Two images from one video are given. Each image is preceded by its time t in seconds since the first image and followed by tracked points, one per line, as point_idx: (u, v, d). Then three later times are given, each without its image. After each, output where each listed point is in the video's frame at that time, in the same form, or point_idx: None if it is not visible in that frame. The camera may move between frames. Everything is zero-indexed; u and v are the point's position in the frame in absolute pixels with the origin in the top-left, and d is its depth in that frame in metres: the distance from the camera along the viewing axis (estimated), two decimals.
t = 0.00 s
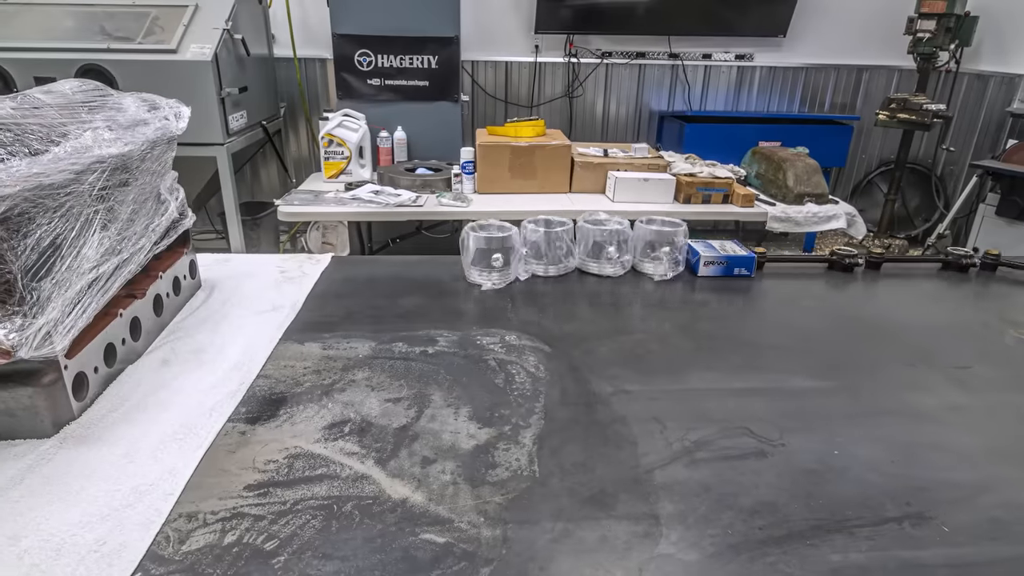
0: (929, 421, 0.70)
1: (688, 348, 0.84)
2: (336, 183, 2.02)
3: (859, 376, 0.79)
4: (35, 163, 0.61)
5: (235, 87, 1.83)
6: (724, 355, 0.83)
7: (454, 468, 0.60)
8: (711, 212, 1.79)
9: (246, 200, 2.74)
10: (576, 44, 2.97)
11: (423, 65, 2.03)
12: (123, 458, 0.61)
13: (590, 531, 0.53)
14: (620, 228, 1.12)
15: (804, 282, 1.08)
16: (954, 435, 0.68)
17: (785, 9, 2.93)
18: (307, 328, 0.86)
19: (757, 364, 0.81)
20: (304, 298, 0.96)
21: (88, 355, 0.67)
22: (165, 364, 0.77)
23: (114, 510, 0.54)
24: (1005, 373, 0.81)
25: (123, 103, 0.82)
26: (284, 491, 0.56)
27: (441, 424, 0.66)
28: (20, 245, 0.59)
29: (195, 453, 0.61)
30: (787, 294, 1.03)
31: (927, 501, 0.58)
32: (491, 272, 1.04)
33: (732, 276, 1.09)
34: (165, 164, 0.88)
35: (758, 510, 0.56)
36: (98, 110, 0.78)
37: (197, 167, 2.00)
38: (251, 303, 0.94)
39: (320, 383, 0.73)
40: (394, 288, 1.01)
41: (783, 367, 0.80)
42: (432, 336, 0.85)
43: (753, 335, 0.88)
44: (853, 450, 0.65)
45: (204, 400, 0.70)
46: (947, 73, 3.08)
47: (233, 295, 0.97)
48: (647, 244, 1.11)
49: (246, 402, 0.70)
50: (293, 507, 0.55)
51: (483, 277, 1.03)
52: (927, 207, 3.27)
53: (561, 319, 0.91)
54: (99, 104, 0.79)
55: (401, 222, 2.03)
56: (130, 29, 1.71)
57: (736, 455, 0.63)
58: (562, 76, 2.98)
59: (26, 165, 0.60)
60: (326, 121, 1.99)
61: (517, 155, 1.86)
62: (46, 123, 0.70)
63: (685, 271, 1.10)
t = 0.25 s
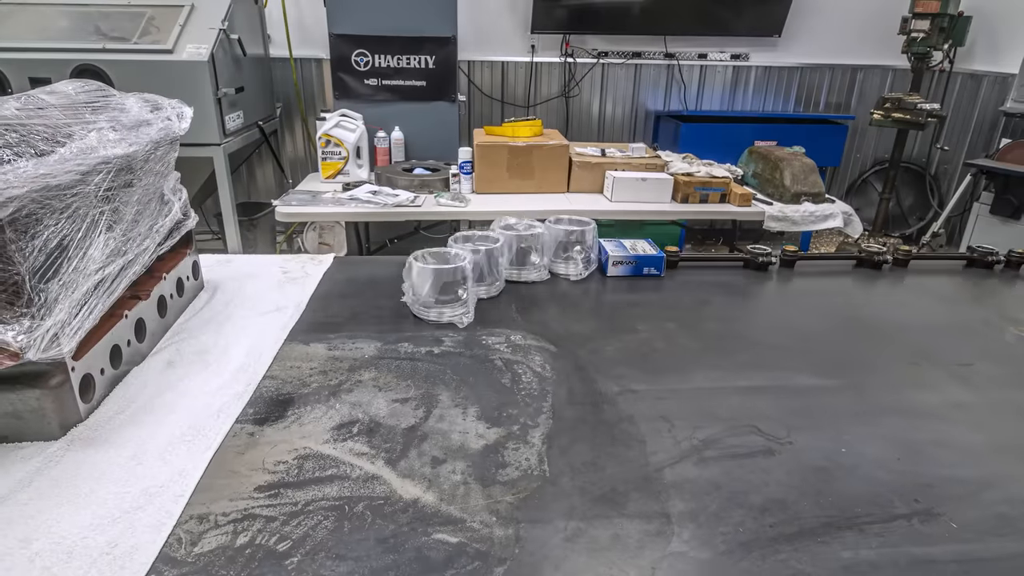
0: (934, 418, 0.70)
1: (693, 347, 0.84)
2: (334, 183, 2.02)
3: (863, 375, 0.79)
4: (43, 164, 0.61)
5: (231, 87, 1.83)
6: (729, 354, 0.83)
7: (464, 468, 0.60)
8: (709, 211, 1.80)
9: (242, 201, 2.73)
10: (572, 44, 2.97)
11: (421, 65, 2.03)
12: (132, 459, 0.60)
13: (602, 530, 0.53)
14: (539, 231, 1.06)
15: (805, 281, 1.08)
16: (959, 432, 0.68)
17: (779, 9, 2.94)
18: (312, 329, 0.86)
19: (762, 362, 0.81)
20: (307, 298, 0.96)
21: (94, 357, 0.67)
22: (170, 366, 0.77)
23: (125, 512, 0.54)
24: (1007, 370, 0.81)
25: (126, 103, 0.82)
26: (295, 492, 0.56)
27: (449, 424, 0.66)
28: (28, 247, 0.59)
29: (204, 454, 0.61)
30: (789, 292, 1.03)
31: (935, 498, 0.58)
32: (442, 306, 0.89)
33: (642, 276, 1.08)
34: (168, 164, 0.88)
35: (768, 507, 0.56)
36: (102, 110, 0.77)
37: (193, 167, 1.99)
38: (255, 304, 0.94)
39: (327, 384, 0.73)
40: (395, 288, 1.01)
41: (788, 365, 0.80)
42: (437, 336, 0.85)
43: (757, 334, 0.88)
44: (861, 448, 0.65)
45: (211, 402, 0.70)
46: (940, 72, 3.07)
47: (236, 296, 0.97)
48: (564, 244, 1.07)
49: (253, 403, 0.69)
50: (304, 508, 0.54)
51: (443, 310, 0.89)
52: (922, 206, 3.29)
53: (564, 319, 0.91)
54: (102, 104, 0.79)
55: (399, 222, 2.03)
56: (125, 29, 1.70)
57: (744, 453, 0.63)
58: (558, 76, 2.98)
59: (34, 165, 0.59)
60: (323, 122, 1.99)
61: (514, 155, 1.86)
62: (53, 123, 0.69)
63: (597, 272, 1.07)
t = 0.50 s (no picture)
0: (938, 415, 0.71)
1: (698, 346, 0.85)
2: (331, 183, 2.01)
3: (867, 372, 0.80)
4: (52, 165, 0.61)
5: (227, 87, 1.82)
6: (734, 353, 0.83)
7: (475, 467, 0.60)
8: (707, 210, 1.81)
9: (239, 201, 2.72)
10: (568, 44, 2.97)
11: (418, 65, 2.02)
12: (141, 461, 0.60)
13: (614, 529, 0.53)
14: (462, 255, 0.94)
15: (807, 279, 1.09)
16: (964, 429, 0.69)
17: (773, 9, 2.95)
18: (317, 329, 0.86)
19: (767, 360, 0.81)
20: (311, 299, 0.96)
21: (101, 358, 0.66)
22: (176, 367, 0.76)
23: (136, 514, 0.54)
24: (1009, 368, 0.82)
25: (128, 103, 0.82)
26: (306, 493, 0.56)
27: (458, 424, 0.66)
28: (36, 248, 0.59)
29: (213, 456, 0.61)
30: (791, 291, 1.04)
31: (942, 494, 0.59)
32: (394, 368, 0.72)
33: (557, 286, 1.01)
34: (171, 165, 0.88)
35: (778, 505, 0.56)
36: (105, 110, 0.77)
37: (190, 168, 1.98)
38: (258, 305, 0.93)
39: (334, 384, 0.73)
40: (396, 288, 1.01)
41: (793, 364, 0.81)
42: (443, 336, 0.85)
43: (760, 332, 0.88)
44: (867, 445, 0.65)
45: (218, 403, 0.69)
46: (934, 72, 3.09)
47: (239, 297, 0.96)
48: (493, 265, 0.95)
49: (260, 404, 0.69)
50: (316, 508, 0.54)
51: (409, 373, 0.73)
52: (916, 205, 3.31)
53: (568, 318, 0.91)
54: (105, 104, 0.78)
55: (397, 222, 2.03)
56: (120, 29, 1.69)
57: (752, 451, 0.64)
58: (554, 76, 2.99)
59: (43, 166, 0.60)
60: (320, 122, 1.98)
61: (512, 155, 1.86)
62: (59, 123, 0.69)
63: (522, 290, 0.98)
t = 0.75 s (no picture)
0: (942, 412, 0.71)
1: (703, 344, 0.85)
2: (329, 183, 2.01)
3: (871, 370, 0.80)
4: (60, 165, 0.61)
5: (223, 87, 1.81)
6: (738, 351, 0.84)
7: (485, 467, 0.59)
8: (704, 210, 1.81)
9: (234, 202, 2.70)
10: (564, 44, 2.97)
11: (415, 65, 2.02)
12: (149, 463, 0.60)
13: (626, 527, 0.53)
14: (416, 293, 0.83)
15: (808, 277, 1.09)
16: (968, 425, 0.69)
17: (768, 9, 2.96)
18: (321, 330, 0.86)
19: (771, 359, 0.82)
20: (314, 299, 0.96)
21: (107, 360, 0.66)
22: (181, 369, 0.76)
23: (147, 516, 0.53)
24: (1011, 365, 0.82)
25: (131, 104, 0.81)
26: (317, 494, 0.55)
27: (467, 424, 0.66)
28: (44, 249, 0.59)
29: (223, 457, 0.60)
30: (793, 290, 1.04)
31: (950, 491, 0.59)
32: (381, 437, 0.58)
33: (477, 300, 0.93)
34: (173, 166, 0.87)
35: (787, 502, 0.57)
36: (108, 110, 0.77)
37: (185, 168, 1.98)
38: (262, 306, 0.93)
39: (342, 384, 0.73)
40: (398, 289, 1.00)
41: (798, 362, 0.81)
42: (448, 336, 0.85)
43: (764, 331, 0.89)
44: (874, 442, 0.66)
45: (226, 404, 0.69)
46: (928, 71, 3.12)
47: (242, 298, 0.96)
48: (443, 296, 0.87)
49: (267, 406, 0.68)
50: (327, 509, 0.54)
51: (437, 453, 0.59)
52: (910, 204, 3.33)
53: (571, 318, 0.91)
54: (109, 104, 0.78)
55: (395, 222, 2.02)
56: (116, 29, 1.68)
57: (760, 449, 0.64)
58: (550, 76, 2.99)
59: (50, 167, 0.59)
60: (318, 122, 1.98)
61: (510, 155, 1.86)
62: (63, 123, 0.68)
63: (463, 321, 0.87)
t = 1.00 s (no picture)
0: (945, 410, 0.72)
1: (706, 343, 0.85)
2: (327, 183, 2.00)
3: (874, 368, 0.81)
4: (65, 166, 0.61)
5: (220, 87, 1.81)
6: (742, 349, 0.84)
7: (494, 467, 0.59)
8: (702, 209, 1.82)
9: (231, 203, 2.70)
10: (561, 44, 2.97)
11: (412, 65, 2.02)
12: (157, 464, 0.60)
13: (636, 525, 0.53)
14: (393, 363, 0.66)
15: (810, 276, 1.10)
16: (971, 423, 0.70)
17: (763, 9, 2.97)
18: (325, 330, 0.86)
19: (775, 357, 0.82)
20: (318, 300, 0.95)
21: (113, 362, 0.66)
22: (186, 370, 0.75)
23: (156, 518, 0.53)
24: (1012, 362, 0.83)
25: (134, 105, 0.81)
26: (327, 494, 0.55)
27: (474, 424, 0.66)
28: (52, 249, 0.59)
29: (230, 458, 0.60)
30: (795, 288, 1.05)
31: (955, 487, 0.59)
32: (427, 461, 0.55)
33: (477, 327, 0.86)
34: (176, 166, 0.87)
35: (795, 500, 0.57)
36: (111, 112, 0.76)
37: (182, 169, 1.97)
38: (266, 307, 0.93)
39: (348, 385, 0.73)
40: (399, 290, 1.00)
41: (802, 360, 0.81)
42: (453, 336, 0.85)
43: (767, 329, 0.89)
44: (878, 440, 0.66)
45: (232, 405, 0.68)
46: (923, 71, 3.10)
47: (245, 299, 0.96)
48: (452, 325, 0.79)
49: (274, 406, 0.67)
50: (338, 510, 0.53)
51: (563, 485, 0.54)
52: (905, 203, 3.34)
53: (574, 318, 0.91)
54: (112, 105, 0.78)
55: (393, 222, 2.02)
56: (112, 30, 1.67)
57: (766, 447, 0.64)
58: (547, 75, 2.99)
59: (55, 170, 0.59)
60: (316, 122, 1.97)
61: (509, 154, 1.86)
62: (67, 126, 0.69)
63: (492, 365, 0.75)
